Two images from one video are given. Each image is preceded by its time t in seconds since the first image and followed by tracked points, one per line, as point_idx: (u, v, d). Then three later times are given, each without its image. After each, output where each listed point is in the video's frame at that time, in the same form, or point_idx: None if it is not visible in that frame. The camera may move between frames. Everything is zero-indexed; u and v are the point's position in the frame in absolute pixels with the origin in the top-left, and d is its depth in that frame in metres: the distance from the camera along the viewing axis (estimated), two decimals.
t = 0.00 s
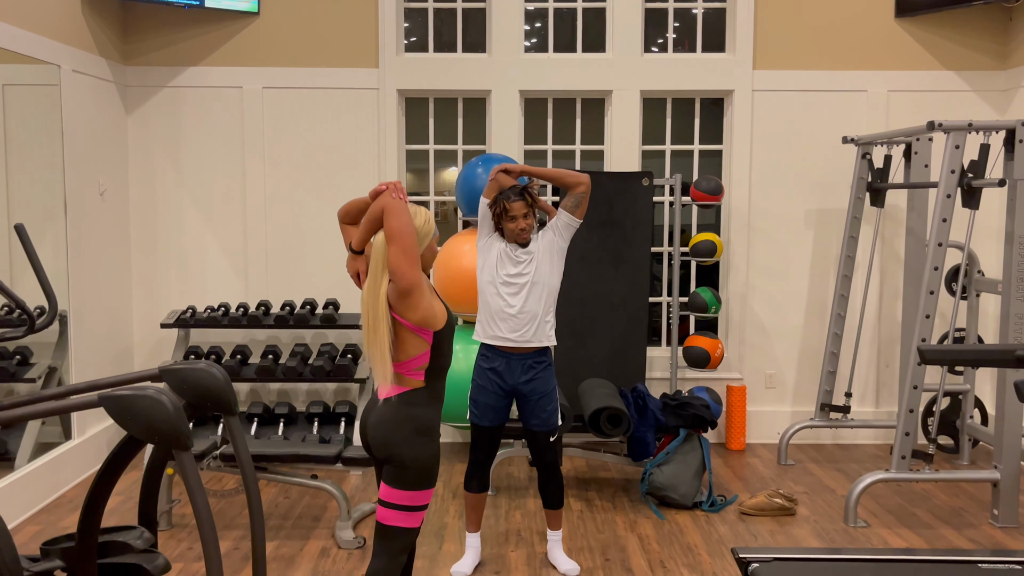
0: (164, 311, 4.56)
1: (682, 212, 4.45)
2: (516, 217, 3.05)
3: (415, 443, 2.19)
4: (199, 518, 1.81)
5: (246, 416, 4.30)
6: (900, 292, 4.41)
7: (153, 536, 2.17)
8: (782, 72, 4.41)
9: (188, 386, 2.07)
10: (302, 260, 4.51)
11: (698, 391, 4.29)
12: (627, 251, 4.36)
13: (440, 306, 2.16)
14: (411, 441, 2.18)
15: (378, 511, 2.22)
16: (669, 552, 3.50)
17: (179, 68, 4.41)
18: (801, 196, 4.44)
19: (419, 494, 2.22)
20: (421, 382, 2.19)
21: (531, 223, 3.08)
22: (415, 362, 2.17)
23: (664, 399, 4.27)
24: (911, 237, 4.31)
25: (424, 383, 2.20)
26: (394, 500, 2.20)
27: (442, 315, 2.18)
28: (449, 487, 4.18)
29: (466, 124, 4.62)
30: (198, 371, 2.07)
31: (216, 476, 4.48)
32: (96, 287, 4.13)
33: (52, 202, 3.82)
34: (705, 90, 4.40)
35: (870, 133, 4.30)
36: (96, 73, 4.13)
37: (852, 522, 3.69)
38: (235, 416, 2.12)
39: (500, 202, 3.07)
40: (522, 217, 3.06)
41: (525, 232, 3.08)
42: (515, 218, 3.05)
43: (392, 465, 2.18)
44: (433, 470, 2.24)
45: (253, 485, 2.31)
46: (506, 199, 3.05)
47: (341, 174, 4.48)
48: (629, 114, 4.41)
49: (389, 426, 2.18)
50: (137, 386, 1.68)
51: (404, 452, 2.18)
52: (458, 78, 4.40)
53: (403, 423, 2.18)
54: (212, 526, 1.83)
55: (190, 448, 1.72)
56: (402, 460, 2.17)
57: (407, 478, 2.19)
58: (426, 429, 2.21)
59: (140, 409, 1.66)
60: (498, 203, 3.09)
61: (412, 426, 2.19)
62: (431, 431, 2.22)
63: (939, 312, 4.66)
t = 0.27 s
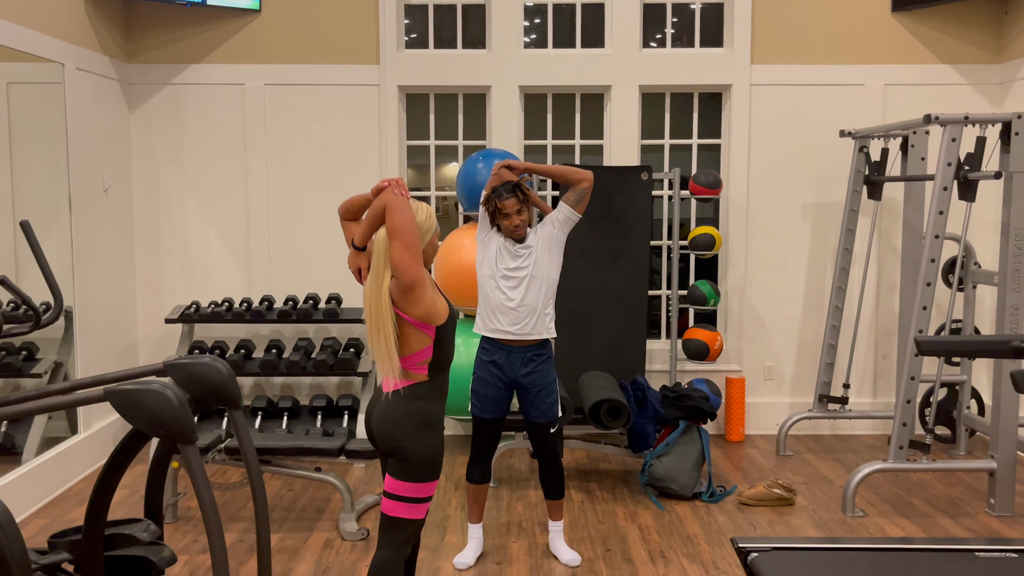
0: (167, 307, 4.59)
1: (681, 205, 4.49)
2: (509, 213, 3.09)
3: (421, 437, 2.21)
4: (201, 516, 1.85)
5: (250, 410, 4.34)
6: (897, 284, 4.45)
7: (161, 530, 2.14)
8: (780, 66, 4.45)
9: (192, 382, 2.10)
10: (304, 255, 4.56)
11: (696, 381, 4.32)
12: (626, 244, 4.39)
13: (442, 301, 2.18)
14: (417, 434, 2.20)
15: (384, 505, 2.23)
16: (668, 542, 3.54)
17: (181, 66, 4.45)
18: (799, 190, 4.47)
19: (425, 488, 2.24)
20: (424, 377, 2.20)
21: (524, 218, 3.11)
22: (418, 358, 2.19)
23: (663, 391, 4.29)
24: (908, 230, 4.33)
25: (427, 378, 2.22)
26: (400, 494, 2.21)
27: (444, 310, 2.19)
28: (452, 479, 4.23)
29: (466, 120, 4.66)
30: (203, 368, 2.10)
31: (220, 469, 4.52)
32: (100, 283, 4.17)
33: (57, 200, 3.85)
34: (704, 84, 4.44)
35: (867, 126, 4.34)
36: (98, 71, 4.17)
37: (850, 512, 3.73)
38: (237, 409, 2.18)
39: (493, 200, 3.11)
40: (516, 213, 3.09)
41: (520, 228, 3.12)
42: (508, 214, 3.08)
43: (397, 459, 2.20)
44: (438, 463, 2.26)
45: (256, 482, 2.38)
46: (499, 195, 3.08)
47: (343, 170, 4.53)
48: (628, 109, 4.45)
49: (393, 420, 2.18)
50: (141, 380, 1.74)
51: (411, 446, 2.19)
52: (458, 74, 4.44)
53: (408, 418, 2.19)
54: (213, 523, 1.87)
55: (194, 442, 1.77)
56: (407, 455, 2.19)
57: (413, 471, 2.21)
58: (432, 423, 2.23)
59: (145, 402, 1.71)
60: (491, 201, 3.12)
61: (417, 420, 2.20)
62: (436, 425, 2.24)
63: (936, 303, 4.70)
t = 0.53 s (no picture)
0: (197, 299, 5.03)
1: (666, 203, 4.90)
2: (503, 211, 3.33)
3: (429, 416, 2.37)
4: (235, 488, 2.55)
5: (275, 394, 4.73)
6: (863, 274, 4.88)
7: (192, 504, 2.92)
8: (755, 76, 4.87)
9: (227, 368, 2.87)
10: (322, 251, 4.99)
11: (683, 364, 4.60)
12: (616, 240, 4.80)
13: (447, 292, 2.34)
14: (425, 413, 2.37)
15: (396, 478, 2.38)
16: (656, 511, 3.74)
17: (208, 79, 4.86)
18: (773, 189, 4.92)
19: (434, 461, 2.38)
20: (431, 361, 2.37)
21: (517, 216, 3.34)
22: (425, 344, 2.35)
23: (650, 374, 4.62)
24: (873, 226, 4.63)
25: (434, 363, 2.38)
26: (411, 467, 2.36)
27: (448, 300, 2.36)
28: (459, 455, 4.60)
29: (469, 127, 5.09)
30: (234, 357, 2.89)
31: (247, 448, 4.91)
32: (136, 277, 4.57)
33: (97, 201, 4.23)
34: (686, 93, 4.87)
35: (834, 131, 4.76)
36: (133, 84, 4.57)
37: (823, 483, 4.01)
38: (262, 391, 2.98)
39: (488, 199, 3.36)
40: (509, 212, 3.33)
41: (514, 225, 3.37)
42: (503, 213, 3.33)
43: (408, 436, 2.35)
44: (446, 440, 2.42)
45: (280, 455, 3.16)
46: (494, 195, 3.34)
47: (356, 173, 4.95)
48: (617, 116, 4.88)
49: (404, 401, 2.35)
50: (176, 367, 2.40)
51: (420, 424, 2.36)
52: (462, 85, 4.86)
53: (417, 396, 2.36)
54: (247, 500, 2.55)
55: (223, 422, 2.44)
56: (418, 432, 2.35)
57: (422, 447, 2.36)
58: (438, 403, 2.38)
59: (181, 383, 2.37)
60: (487, 201, 3.38)
61: (424, 400, 2.37)
62: (443, 404, 2.39)
63: (900, 292, 5.12)
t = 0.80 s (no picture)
0: (216, 291, 5.34)
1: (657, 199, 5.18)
2: (500, 211, 3.25)
3: (433, 402, 2.33)
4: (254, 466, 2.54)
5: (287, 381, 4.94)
6: (843, 265, 5.17)
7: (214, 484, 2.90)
8: (741, 79, 5.17)
9: (245, 357, 3.03)
10: (333, 246, 5.29)
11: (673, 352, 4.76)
12: (611, 234, 5.08)
13: (447, 285, 2.31)
14: (430, 399, 2.33)
15: (405, 459, 2.35)
16: (651, 488, 3.52)
17: (224, 84, 5.15)
18: (758, 185, 5.22)
19: (442, 444, 2.37)
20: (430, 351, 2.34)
21: (515, 212, 3.25)
22: (426, 333, 2.33)
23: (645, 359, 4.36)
24: (852, 219, 4.87)
25: (435, 351, 2.35)
26: (420, 449, 2.34)
27: (448, 293, 2.32)
28: (463, 437, 4.55)
29: (471, 128, 5.40)
30: (249, 344, 3.03)
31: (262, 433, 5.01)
32: (157, 271, 4.83)
33: (121, 200, 4.49)
34: (676, 95, 5.17)
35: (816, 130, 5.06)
36: (153, 89, 4.84)
37: (807, 461, 3.79)
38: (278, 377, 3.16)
39: (486, 198, 3.27)
40: (507, 209, 3.24)
41: (513, 221, 3.26)
42: (500, 210, 3.24)
43: (416, 421, 2.33)
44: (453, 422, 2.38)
45: (297, 436, 3.14)
46: (491, 194, 3.24)
47: (365, 172, 5.24)
48: (611, 116, 5.17)
49: (410, 387, 2.34)
50: (198, 357, 2.54)
51: (424, 408, 2.33)
52: (464, 88, 5.15)
53: (420, 380, 2.34)
54: (264, 472, 2.55)
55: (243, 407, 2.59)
56: (422, 417, 2.32)
57: (429, 429, 2.33)
58: (444, 389, 2.36)
59: (203, 370, 2.52)
60: (485, 198, 3.27)
61: (428, 385, 2.34)
62: (447, 389, 2.37)
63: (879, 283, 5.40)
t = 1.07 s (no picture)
0: (214, 282, 5.30)
1: (660, 188, 5.14)
2: (505, 201, 3.19)
3: (424, 393, 2.26)
4: (254, 456, 2.52)
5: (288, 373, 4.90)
6: (846, 255, 5.14)
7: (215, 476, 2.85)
8: (744, 67, 5.12)
9: (246, 347, 2.99)
10: (332, 236, 5.25)
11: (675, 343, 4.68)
12: (613, 224, 5.04)
13: (430, 277, 2.24)
14: (420, 392, 2.26)
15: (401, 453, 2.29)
16: (654, 479, 3.51)
17: (221, 73, 5.10)
18: (761, 175, 5.18)
19: (438, 437, 2.29)
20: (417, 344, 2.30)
21: (519, 202, 3.19)
22: (413, 324, 2.28)
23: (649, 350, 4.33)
24: (856, 209, 4.81)
25: (423, 343, 2.29)
26: (414, 443, 2.27)
27: (433, 285, 2.24)
28: (465, 428, 4.52)
29: (472, 118, 5.35)
30: (250, 335, 2.99)
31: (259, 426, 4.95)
32: (156, 262, 4.79)
33: (119, 190, 4.44)
34: (679, 84, 5.12)
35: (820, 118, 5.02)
36: (150, 77, 4.78)
37: (810, 452, 3.78)
38: (279, 369, 3.13)
39: (490, 187, 3.20)
40: (511, 200, 3.18)
41: (517, 212, 3.21)
42: (505, 200, 3.18)
43: (409, 414, 2.26)
44: (447, 415, 2.30)
45: (298, 428, 3.12)
46: (495, 184, 3.18)
47: (365, 161, 5.20)
48: (613, 105, 5.13)
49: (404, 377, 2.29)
50: (198, 349, 2.50)
51: (416, 401, 2.25)
52: (464, 77, 5.10)
53: (411, 371, 2.27)
54: (265, 464, 2.53)
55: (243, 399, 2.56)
56: (414, 410, 2.24)
57: (422, 422, 2.26)
58: (433, 380, 2.28)
59: (204, 362, 2.48)
60: (489, 188, 3.21)
61: (419, 376, 2.26)
62: (438, 380, 2.29)
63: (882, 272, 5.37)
